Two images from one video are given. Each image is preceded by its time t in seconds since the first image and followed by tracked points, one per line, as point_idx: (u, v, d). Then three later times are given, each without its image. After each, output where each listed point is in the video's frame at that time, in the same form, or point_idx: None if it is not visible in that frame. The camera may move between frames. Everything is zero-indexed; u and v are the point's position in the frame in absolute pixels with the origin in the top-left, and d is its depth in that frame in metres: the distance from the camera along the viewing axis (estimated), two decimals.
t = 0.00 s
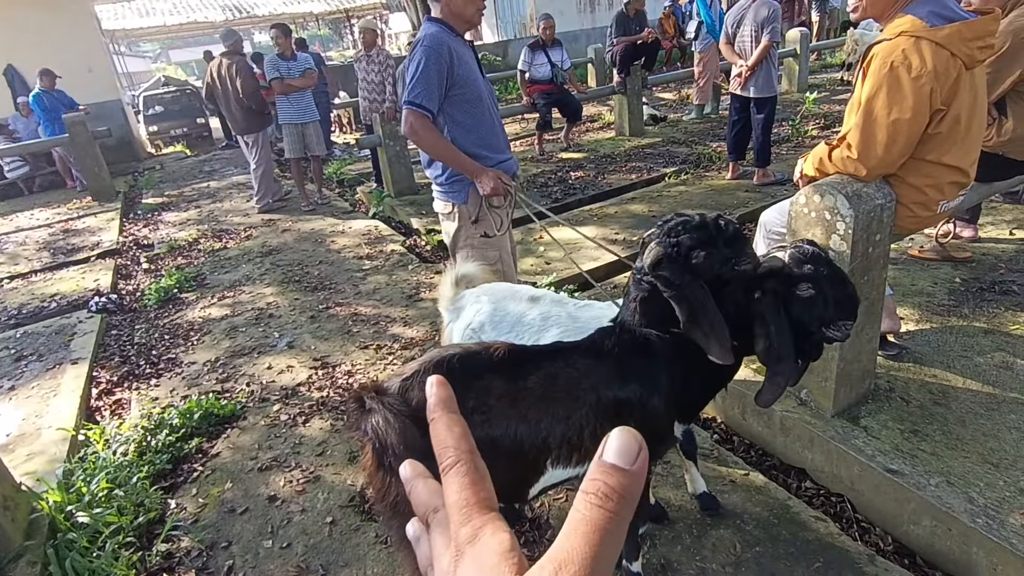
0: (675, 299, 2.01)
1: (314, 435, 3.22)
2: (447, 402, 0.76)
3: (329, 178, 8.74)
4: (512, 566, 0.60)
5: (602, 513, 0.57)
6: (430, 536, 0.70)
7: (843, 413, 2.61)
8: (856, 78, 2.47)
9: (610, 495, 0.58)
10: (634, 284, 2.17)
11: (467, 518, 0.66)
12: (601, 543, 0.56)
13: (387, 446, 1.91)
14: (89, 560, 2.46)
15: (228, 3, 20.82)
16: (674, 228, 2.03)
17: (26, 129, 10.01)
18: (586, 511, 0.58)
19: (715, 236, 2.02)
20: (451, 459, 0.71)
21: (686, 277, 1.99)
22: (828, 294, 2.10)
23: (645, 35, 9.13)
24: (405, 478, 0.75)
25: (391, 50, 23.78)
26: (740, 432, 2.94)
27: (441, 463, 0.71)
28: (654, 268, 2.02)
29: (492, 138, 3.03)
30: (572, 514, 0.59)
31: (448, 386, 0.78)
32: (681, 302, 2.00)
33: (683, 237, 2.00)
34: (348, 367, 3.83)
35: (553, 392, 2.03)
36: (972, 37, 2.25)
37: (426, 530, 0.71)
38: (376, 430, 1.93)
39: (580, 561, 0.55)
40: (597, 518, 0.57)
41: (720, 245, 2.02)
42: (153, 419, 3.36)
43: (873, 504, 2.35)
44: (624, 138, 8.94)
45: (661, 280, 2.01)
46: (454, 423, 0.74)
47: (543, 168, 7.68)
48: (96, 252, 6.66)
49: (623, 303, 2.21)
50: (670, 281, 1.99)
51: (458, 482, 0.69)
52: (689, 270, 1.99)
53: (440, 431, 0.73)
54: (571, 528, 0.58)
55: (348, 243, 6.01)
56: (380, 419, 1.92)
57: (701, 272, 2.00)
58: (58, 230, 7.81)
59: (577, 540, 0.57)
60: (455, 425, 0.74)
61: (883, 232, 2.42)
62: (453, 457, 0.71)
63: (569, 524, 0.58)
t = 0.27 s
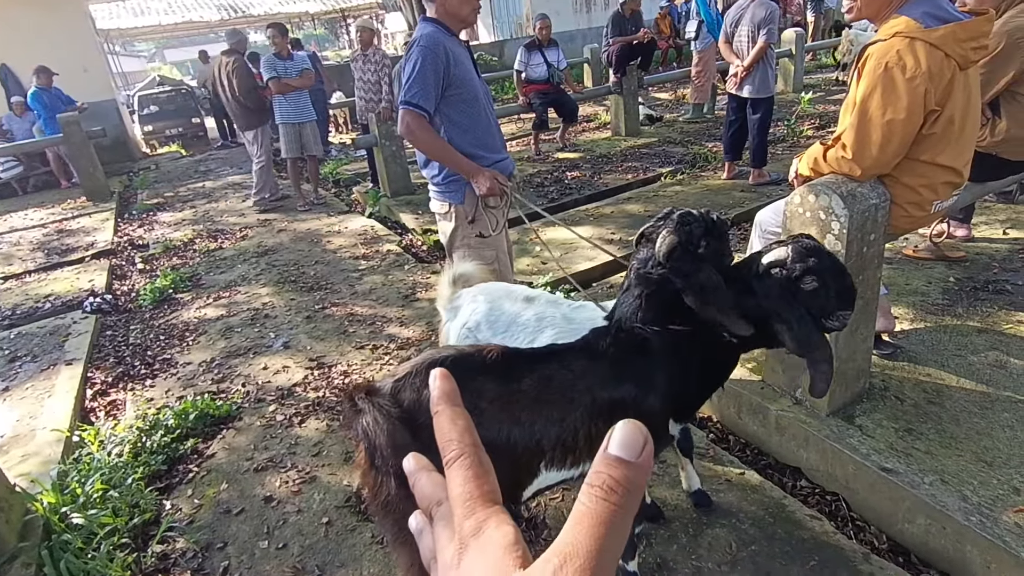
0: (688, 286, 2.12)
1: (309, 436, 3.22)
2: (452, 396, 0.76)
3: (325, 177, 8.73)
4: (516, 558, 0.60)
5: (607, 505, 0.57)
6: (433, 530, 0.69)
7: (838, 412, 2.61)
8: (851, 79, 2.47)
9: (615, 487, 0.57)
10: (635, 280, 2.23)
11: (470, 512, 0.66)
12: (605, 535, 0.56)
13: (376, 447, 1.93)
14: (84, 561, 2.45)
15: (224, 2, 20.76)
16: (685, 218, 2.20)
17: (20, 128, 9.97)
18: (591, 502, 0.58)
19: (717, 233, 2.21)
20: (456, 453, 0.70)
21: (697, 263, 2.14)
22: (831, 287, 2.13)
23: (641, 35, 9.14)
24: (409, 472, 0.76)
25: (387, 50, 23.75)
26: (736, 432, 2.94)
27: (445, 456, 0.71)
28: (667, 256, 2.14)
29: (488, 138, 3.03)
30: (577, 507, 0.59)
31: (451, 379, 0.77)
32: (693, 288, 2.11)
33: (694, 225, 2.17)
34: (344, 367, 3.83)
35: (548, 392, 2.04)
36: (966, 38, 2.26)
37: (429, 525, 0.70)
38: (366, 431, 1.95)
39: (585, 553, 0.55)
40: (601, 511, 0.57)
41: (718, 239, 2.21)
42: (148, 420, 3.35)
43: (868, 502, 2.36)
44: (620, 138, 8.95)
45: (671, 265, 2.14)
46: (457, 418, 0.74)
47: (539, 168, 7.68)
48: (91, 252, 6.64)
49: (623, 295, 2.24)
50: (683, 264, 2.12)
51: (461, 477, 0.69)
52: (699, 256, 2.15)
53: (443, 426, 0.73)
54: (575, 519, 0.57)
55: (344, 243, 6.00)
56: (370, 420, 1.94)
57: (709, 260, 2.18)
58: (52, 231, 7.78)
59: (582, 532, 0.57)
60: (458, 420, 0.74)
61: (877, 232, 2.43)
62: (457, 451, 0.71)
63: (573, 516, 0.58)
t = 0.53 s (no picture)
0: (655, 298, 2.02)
1: (306, 437, 3.21)
2: (447, 397, 0.76)
3: (323, 178, 8.72)
4: (514, 559, 0.60)
5: (605, 506, 0.57)
6: (429, 531, 0.69)
7: (835, 412, 2.62)
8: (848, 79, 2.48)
9: (612, 487, 0.58)
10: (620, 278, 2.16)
11: (468, 511, 0.66)
12: (603, 536, 0.56)
13: (381, 450, 1.88)
14: (80, 563, 2.43)
15: (221, 2, 20.72)
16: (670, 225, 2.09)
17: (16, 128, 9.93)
18: (588, 502, 0.58)
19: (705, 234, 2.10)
20: (452, 453, 0.70)
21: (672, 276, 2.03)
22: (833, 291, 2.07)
23: (639, 35, 9.15)
24: (405, 472, 0.75)
25: (384, 50, 23.73)
26: (733, 431, 2.95)
27: (441, 456, 0.71)
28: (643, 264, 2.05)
29: (486, 139, 3.03)
30: (574, 507, 0.59)
31: (447, 379, 0.78)
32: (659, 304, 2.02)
33: (678, 236, 2.05)
34: (341, 367, 3.82)
35: (545, 391, 2.04)
36: (961, 38, 2.27)
37: (425, 527, 0.70)
38: (370, 434, 1.90)
39: (582, 553, 0.55)
40: (599, 511, 0.57)
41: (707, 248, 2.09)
42: (144, 421, 3.34)
43: (865, 502, 2.36)
44: (617, 138, 8.95)
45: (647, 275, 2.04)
46: (454, 416, 0.74)
47: (536, 168, 7.68)
48: (87, 253, 6.62)
49: (611, 300, 2.19)
50: (655, 276, 2.02)
51: (458, 477, 0.69)
52: (677, 267, 2.04)
53: (440, 425, 0.73)
54: (572, 519, 0.58)
55: (341, 243, 5.99)
56: (374, 422, 1.89)
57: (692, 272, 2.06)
58: (48, 231, 7.75)
59: (578, 532, 0.57)
60: (455, 418, 0.74)
61: (873, 232, 2.43)
62: (453, 451, 0.71)
63: (569, 516, 0.58)
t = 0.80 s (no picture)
0: (663, 304, 1.99)
1: (306, 437, 3.22)
2: (445, 396, 0.76)
3: (322, 178, 8.72)
4: (512, 559, 0.60)
5: (603, 506, 0.57)
6: (428, 530, 0.69)
7: (833, 412, 2.62)
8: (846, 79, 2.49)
9: (610, 487, 0.58)
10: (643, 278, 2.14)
11: (465, 511, 0.66)
12: (601, 535, 0.56)
13: (383, 447, 1.87)
14: (79, 563, 2.43)
15: (220, 2, 20.72)
16: (700, 246, 2.03)
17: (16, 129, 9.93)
18: (586, 502, 0.58)
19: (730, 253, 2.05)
20: (450, 453, 0.70)
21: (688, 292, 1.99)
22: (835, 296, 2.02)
23: (638, 35, 9.16)
24: (402, 471, 0.75)
25: (384, 50, 23.73)
26: (732, 431, 2.95)
27: (438, 456, 0.71)
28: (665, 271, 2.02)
29: (484, 139, 3.04)
30: (572, 507, 0.59)
31: (444, 379, 0.77)
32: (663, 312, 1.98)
33: (712, 258, 2.01)
34: (341, 368, 3.82)
35: (545, 389, 2.04)
36: (960, 39, 2.27)
37: (423, 526, 0.70)
38: (371, 432, 1.89)
39: (580, 552, 0.56)
40: (597, 511, 0.57)
41: (740, 280, 2.05)
42: (143, 421, 3.34)
43: (864, 502, 2.36)
44: (616, 138, 8.96)
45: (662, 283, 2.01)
46: (452, 416, 0.74)
47: (535, 168, 7.69)
48: (86, 253, 6.62)
49: (624, 295, 2.19)
50: (672, 287, 1.99)
51: (456, 476, 0.69)
52: (697, 288, 2.00)
53: (437, 425, 0.73)
54: (570, 519, 0.58)
55: (341, 244, 5.99)
56: (376, 421, 1.89)
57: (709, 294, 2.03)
58: (47, 231, 7.75)
59: (576, 531, 0.57)
60: (452, 418, 0.74)
61: (872, 232, 2.44)
62: (451, 450, 0.71)
63: (567, 517, 0.59)
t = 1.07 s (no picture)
0: (705, 320, 1.99)
1: (305, 437, 3.21)
2: (442, 398, 0.76)
3: (321, 178, 8.72)
4: (509, 561, 0.60)
5: (599, 508, 0.57)
6: (426, 531, 0.69)
7: (833, 412, 2.62)
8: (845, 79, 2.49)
9: (606, 490, 0.58)
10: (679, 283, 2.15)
11: (462, 512, 0.66)
12: (597, 538, 0.56)
13: (384, 443, 1.88)
14: (78, 563, 2.43)
15: (220, 2, 20.71)
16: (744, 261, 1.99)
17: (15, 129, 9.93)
18: (584, 505, 0.58)
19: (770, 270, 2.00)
20: (447, 455, 0.70)
21: (726, 307, 1.98)
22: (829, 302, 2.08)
23: (638, 35, 9.16)
24: (400, 474, 0.75)
25: (383, 50, 23.73)
26: (731, 431, 2.95)
27: (436, 458, 0.71)
28: (703, 284, 2.00)
29: (484, 140, 3.04)
30: (568, 510, 0.59)
31: (442, 381, 0.77)
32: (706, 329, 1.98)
33: (754, 274, 1.97)
34: (340, 368, 3.82)
35: (545, 388, 2.03)
36: (960, 40, 2.27)
37: (420, 528, 0.70)
38: (372, 428, 1.89)
39: (576, 555, 0.55)
40: (593, 514, 0.57)
41: (776, 298, 1.99)
42: (143, 421, 3.35)
43: (863, 503, 2.36)
44: (616, 138, 8.96)
45: (701, 296, 2.00)
46: (449, 419, 0.74)
47: (535, 168, 7.69)
48: (86, 253, 6.62)
49: (651, 298, 2.21)
50: (710, 303, 1.98)
51: (453, 479, 0.69)
52: (736, 303, 1.98)
53: (435, 428, 0.73)
54: (566, 522, 0.58)
55: (340, 244, 5.99)
56: (376, 416, 1.89)
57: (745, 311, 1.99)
58: (46, 231, 7.75)
59: (573, 535, 0.57)
60: (450, 421, 0.74)
61: (871, 233, 2.44)
62: (448, 452, 0.70)
63: (564, 520, 0.59)
